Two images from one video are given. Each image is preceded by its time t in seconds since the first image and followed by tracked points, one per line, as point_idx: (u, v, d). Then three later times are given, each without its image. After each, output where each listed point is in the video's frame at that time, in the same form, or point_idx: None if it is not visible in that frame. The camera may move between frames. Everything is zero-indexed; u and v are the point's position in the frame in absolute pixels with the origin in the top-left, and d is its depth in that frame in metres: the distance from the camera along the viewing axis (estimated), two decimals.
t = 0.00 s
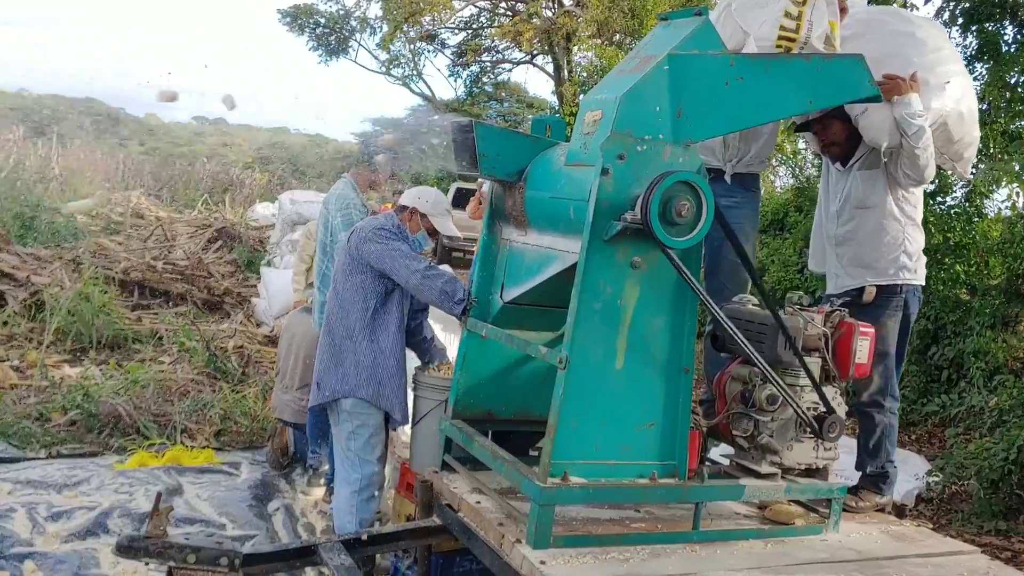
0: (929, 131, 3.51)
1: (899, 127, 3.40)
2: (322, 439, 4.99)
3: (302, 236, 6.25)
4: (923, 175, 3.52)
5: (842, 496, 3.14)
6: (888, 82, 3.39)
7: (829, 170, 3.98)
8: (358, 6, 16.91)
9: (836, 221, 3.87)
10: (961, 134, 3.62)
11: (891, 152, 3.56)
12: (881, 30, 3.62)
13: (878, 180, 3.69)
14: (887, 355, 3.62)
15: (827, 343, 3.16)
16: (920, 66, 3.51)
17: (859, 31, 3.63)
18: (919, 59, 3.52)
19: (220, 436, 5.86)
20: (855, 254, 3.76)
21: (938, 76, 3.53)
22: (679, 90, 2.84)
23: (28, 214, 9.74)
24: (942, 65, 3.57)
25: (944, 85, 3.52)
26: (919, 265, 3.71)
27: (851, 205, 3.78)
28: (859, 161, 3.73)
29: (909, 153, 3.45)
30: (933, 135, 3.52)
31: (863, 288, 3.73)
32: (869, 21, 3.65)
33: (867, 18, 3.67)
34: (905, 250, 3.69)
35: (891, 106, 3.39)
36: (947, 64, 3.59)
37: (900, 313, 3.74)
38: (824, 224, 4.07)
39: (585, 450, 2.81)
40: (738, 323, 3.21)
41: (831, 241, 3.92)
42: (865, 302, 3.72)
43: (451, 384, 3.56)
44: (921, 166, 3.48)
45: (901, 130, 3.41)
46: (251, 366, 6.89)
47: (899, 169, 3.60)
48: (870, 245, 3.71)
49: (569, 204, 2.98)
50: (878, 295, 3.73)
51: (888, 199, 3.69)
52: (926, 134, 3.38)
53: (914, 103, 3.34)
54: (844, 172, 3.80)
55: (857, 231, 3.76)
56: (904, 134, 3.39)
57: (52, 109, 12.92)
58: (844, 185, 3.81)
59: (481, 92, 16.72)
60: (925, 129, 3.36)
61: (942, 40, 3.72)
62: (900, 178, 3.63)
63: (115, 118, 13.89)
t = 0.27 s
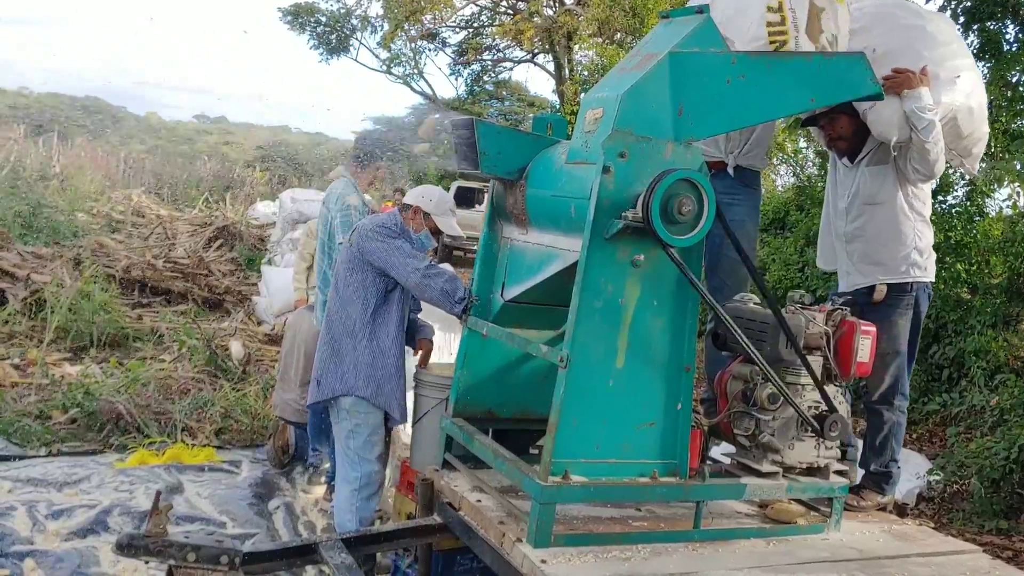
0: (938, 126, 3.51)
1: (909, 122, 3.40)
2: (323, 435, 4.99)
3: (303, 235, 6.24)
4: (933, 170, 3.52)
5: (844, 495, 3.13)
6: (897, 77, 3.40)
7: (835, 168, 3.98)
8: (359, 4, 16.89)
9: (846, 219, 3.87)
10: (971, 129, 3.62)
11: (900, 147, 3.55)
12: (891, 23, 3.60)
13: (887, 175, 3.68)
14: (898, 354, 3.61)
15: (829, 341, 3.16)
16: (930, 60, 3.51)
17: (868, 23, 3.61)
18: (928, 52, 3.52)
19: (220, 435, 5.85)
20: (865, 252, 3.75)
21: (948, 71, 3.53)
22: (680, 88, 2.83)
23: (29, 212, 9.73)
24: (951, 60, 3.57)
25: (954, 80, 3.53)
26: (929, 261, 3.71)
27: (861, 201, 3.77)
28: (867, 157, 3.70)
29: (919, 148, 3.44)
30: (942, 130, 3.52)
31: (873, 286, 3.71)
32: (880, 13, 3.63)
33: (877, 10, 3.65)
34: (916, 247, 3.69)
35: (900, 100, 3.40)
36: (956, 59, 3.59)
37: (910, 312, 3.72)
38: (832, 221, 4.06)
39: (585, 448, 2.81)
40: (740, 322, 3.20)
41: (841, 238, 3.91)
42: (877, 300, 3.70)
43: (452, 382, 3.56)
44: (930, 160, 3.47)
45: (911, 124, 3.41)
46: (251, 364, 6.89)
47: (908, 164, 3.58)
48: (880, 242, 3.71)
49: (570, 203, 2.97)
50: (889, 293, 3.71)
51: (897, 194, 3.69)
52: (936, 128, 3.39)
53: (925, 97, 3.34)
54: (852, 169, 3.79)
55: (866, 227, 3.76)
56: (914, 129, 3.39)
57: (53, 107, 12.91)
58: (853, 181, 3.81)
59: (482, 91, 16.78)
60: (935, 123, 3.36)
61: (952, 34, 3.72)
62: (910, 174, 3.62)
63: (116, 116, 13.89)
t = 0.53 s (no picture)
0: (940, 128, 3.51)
1: (912, 123, 3.40)
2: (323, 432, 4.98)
3: (304, 233, 6.23)
4: (931, 173, 3.52)
5: (846, 494, 3.13)
6: (903, 78, 3.39)
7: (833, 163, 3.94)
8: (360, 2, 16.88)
9: (840, 214, 3.84)
10: (971, 133, 3.63)
11: (901, 147, 3.56)
12: (899, 21, 3.57)
13: (885, 174, 3.66)
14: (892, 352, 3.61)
15: (831, 341, 3.15)
16: (936, 61, 3.50)
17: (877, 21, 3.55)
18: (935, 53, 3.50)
19: (221, 433, 5.84)
20: (857, 249, 3.73)
21: (953, 72, 3.52)
22: (683, 86, 2.83)
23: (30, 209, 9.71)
24: (957, 62, 3.56)
25: (959, 82, 3.52)
26: (920, 263, 3.70)
27: (856, 198, 3.75)
28: (867, 154, 3.68)
29: (920, 150, 3.45)
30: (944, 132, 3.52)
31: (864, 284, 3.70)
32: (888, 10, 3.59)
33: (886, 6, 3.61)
34: (908, 247, 3.68)
35: (904, 101, 3.39)
36: (962, 61, 3.58)
37: (901, 311, 3.73)
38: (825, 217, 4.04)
39: (587, 448, 2.80)
40: (742, 321, 3.19)
41: (834, 234, 3.89)
42: (865, 298, 3.69)
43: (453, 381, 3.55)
44: (930, 162, 3.48)
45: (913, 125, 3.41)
46: (252, 362, 6.88)
47: (908, 165, 3.58)
48: (873, 240, 3.69)
49: (572, 201, 2.96)
50: (879, 291, 3.70)
51: (894, 195, 3.67)
52: (937, 131, 3.39)
53: (930, 100, 3.34)
54: (850, 165, 3.77)
55: (859, 223, 3.74)
56: (916, 130, 3.40)
57: (53, 104, 12.89)
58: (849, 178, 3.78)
59: (483, 89, 16.81)
60: (938, 126, 3.37)
61: (958, 35, 3.71)
62: (909, 174, 3.61)
63: (117, 114, 13.87)
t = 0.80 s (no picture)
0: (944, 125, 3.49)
1: (916, 121, 3.37)
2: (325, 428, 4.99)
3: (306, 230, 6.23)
4: (936, 171, 3.49)
5: (848, 492, 3.13)
6: (908, 74, 3.38)
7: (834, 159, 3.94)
8: None
9: (841, 209, 3.83)
10: (973, 131, 3.62)
11: (904, 145, 3.52)
12: (904, 18, 3.57)
13: (886, 171, 3.66)
14: (891, 347, 3.57)
15: (834, 339, 3.14)
16: (942, 58, 3.49)
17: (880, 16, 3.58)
18: (940, 50, 3.49)
19: (223, 431, 5.84)
20: (857, 245, 3.72)
21: (959, 70, 3.51)
22: (686, 83, 2.82)
23: (32, 207, 9.71)
24: (962, 60, 3.55)
25: (964, 80, 3.51)
26: (920, 259, 3.69)
27: (857, 194, 3.75)
28: (869, 150, 3.68)
29: (922, 148, 3.41)
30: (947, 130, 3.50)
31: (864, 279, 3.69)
32: (894, 6, 3.60)
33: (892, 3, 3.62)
34: (908, 243, 3.67)
35: (909, 98, 3.38)
36: (967, 58, 3.57)
37: (900, 305, 3.71)
38: (828, 212, 4.03)
39: (589, 446, 2.80)
40: (745, 318, 3.18)
41: (835, 229, 3.88)
42: (866, 293, 3.67)
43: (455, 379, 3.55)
44: (934, 161, 3.44)
45: (916, 123, 3.38)
46: (254, 360, 6.88)
47: (912, 163, 3.55)
48: (874, 236, 3.69)
49: (574, 198, 2.96)
50: (880, 286, 3.69)
51: (895, 190, 3.67)
52: (942, 130, 3.34)
53: (934, 98, 3.32)
54: (853, 161, 3.77)
55: (860, 218, 3.74)
56: (920, 128, 3.36)
57: (55, 102, 12.90)
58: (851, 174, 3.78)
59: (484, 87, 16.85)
60: (941, 125, 3.32)
61: (963, 32, 3.70)
62: (911, 172, 3.59)
63: (119, 112, 13.87)
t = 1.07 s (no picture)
0: (955, 122, 3.49)
1: (926, 121, 3.38)
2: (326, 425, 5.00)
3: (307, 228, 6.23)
4: (946, 169, 3.48)
5: (848, 490, 3.13)
6: (917, 74, 3.37)
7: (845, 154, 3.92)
8: None
9: (851, 206, 3.82)
10: (985, 124, 3.62)
11: (915, 145, 3.53)
12: (911, 14, 3.55)
13: (897, 168, 3.64)
14: (902, 345, 3.57)
15: (835, 337, 3.14)
16: (950, 55, 3.48)
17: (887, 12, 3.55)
18: (948, 46, 3.47)
19: (224, 428, 5.84)
20: (867, 242, 3.71)
21: (968, 65, 3.50)
22: (688, 80, 2.81)
23: (34, 204, 9.72)
24: (971, 54, 3.54)
25: (974, 76, 3.50)
26: (931, 256, 3.67)
27: (868, 190, 3.72)
28: (879, 147, 3.64)
29: (933, 147, 3.42)
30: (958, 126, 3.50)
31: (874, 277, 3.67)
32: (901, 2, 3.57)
33: None
34: (919, 240, 3.65)
35: (918, 97, 3.39)
36: (977, 53, 3.55)
37: (912, 303, 3.69)
38: (838, 207, 4.02)
39: (590, 443, 2.80)
40: (746, 316, 3.18)
41: (845, 226, 3.87)
42: (876, 290, 3.66)
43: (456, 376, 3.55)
44: (946, 160, 3.44)
45: (926, 122, 3.39)
46: (255, 357, 6.88)
47: (922, 162, 3.56)
48: (884, 233, 3.67)
49: (575, 195, 2.96)
50: (890, 284, 3.67)
51: (907, 187, 3.65)
52: (953, 128, 3.35)
53: (943, 97, 3.33)
54: (862, 157, 3.74)
55: (870, 216, 3.72)
56: (930, 127, 3.38)
57: (57, 99, 12.91)
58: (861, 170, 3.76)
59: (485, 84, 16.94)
60: (952, 123, 3.33)
61: (972, 25, 3.68)
62: (922, 170, 3.59)
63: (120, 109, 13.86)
